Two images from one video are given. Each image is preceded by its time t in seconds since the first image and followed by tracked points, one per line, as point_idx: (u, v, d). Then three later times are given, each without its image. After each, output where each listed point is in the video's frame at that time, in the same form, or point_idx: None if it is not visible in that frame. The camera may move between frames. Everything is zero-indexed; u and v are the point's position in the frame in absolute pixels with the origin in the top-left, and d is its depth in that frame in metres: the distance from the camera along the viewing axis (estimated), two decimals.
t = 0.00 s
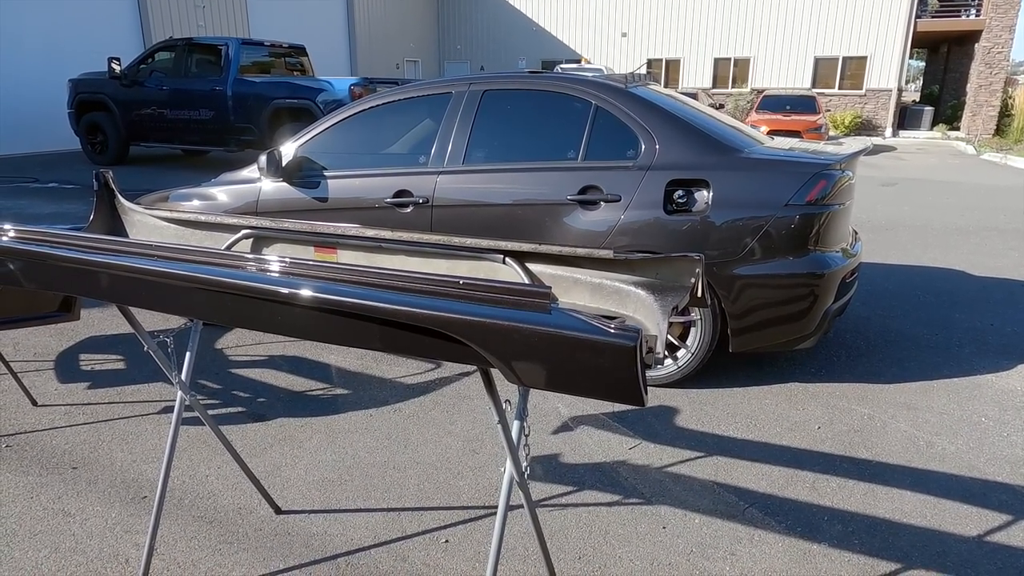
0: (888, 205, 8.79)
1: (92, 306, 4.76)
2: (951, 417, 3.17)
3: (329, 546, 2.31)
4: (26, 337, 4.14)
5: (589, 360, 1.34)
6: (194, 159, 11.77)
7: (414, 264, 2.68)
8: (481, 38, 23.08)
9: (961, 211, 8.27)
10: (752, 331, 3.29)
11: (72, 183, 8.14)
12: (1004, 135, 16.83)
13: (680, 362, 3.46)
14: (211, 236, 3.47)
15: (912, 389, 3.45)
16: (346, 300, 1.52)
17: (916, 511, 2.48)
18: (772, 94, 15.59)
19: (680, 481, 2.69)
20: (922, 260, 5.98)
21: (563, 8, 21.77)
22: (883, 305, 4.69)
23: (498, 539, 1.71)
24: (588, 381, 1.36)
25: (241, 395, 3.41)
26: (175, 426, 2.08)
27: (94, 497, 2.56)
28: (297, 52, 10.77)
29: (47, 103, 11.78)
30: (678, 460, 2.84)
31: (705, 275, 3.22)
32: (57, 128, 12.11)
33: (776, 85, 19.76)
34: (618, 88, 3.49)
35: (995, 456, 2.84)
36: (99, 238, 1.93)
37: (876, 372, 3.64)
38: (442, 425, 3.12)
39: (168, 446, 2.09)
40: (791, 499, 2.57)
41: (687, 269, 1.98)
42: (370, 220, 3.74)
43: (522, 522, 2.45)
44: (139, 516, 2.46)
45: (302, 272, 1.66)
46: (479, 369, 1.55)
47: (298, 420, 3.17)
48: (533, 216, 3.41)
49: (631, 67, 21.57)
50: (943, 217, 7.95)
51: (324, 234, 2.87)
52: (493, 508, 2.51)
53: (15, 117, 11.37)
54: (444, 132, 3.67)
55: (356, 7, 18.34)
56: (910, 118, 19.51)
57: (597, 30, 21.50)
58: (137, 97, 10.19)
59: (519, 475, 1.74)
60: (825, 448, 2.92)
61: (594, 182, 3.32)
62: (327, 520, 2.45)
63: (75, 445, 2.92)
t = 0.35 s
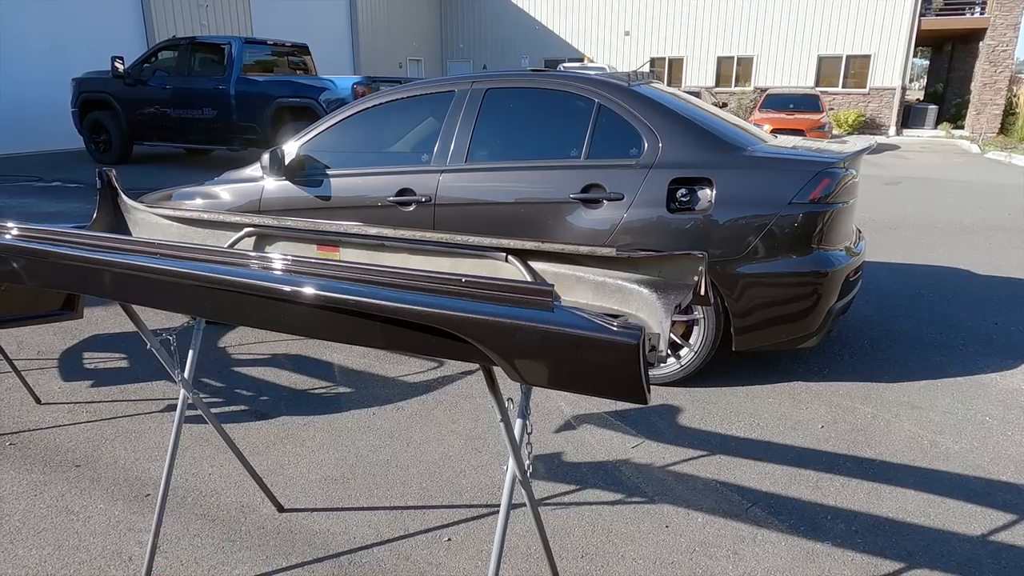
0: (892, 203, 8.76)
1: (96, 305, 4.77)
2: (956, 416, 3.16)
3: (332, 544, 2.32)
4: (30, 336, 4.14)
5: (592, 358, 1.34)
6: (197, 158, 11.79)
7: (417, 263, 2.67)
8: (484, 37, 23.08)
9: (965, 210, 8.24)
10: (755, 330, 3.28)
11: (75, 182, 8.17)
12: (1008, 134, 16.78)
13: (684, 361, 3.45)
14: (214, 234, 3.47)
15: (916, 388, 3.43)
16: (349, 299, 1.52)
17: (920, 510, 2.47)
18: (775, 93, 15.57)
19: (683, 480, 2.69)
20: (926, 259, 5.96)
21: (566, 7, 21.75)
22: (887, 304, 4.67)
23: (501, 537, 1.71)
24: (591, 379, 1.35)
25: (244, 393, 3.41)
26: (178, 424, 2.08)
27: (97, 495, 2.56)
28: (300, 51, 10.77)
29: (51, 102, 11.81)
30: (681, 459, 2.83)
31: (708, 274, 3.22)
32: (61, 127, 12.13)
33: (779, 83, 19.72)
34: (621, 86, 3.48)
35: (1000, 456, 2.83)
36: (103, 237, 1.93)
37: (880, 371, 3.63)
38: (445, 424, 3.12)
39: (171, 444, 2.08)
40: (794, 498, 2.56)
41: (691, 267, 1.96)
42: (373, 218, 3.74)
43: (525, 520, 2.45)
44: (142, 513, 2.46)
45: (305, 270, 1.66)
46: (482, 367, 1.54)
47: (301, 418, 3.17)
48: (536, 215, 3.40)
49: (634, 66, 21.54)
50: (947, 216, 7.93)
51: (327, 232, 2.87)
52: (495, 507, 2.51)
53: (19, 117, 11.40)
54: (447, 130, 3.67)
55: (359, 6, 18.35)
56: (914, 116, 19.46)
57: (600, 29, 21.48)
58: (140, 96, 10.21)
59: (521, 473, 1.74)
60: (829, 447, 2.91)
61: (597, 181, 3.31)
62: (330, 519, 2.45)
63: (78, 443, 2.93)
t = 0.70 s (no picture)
0: (896, 202, 8.74)
1: (100, 303, 4.79)
2: (959, 416, 3.16)
3: (335, 541, 2.33)
4: (35, 334, 4.16)
5: (594, 356, 1.34)
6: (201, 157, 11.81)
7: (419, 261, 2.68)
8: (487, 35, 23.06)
9: (969, 209, 8.22)
10: (758, 329, 3.28)
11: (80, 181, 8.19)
12: (1013, 132, 16.71)
13: (686, 360, 3.46)
14: (218, 232, 3.48)
15: (919, 386, 3.43)
16: (352, 297, 1.52)
17: (922, 510, 2.47)
18: (779, 91, 15.53)
19: (685, 478, 2.69)
20: (930, 258, 5.94)
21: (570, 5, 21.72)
22: (891, 303, 4.67)
23: (503, 535, 1.71)
24: (592, 378, 1.36)
25: (247, 391, 3.43)
26: (181, 422, 2.08)
27: (102, 491, 2.58)
28: (303, 50, 10.77)
29: (55, 101, 11.84)
30: (683, 457, 2.83)
31: (711, 272, 3.22)
32: (65, 126, 12.17)
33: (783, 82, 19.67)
34: (624, 85, 3.48)
35: (1003, 455, 2.83)
36: (108, 235, 1.95)
37: (882, 369, 3.63)
38: (447, 422, 3.13)
39: (175, 441, 2.10)
40: (797, 496, 2.56)
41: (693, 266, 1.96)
42: (376, 217, 3.75)
43: (527, 518, 2.45)
44: (147, 510, 2.47)
45: (308, 269, 1.67)
46: (485, 365, 1.55)
47: (304, 416, 3.18)
48: (539, 213, 3.41)
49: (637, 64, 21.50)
50: (951, 215, 7.91)
51: (330, 230, 2.88)
52: (498, 505, 2.52)
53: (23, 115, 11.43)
54: (450, 128, 3.68)
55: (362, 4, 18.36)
56: (918, 115, 19.38)
57: (603, 27, 21.44)
58: (144, 94, 10.23)
59: (523, 471, 1.75)
60: (832, 445, 2.91)
61: (599, 179, 3.31)
62: (333, 516, 2.46)
63: (83, 441, 2.94)
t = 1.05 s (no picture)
0: (893, 199, 8.75)
1: (97, 301, 4.78)
2: (955, 412, 3.17)
3: (333, 539, 2.33)
4: (31, 332, 4.15)
5: (592, 355, 1.34)
6: (197, 154, 11.78)
7: (417, 259, 2.68)
8: (484, 32, 22.98)
9: (965, 205, 8.24)
10: (755, 326, 3.29)
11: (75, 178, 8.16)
12: (1009, 129, 16.74)
13: (683, 357, 3.46)
14: (215, 231, 3.47)
15: (915, 383, 3.45)
16: (349, 296, 1.52)
17: (919, 506, 2.48)
18: (776, 88, 15.53)
19: (682, 476, 2.69)
20: (926, 254, 5.96)
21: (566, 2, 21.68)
22: (888, 299, 4.68)
23: (502, 533, 1.72)
24: (591, 376, 1.36)
25: (245, 389, 3.43)
26: (179, 421, 2.08)
27: (100, 491, 2.57)
28: (299, 46, 10.71)
29: (50, 98, 11.80)
30: (680, 454, 2.84)
31: (708, 270, 3.22)
32: (60, 123, 12.12)
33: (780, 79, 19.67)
34: (621, 82, 3.48)
35: (999, 451, 2.84)
36: (104, 234, 1.94)
37: (878, 366, 3.64)
38: (445, 420, 3.13)
39: (173, 440, 2.09)
40: (794, 493, 2.57)
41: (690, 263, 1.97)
42: (373, 215, 3.74)
43: (525, 515, 2.46)
44: (145, 509, 2.47)
45: (305, 268, 1.66)
46: (483, 364, 1.55)
47: (301, 414, 3.18)
48: (536, 211, 3.41)
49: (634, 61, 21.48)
50: (947, 211, 7.93)
51: (327, 228, 2.88)
52: (496, 502, 2.52)
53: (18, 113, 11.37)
54: (448, 126, 3.67)
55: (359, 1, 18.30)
56: (915, 111, 19.40)
57: (600, 23, 21.38)
58: (140, 92, 10.19)
59: (522, 469, 1.75)
60: (829, 442, 2.92)
61: (597, 177, 3.31)
62: (332, 514, 2.46)
63: (80, 440, 2.93)
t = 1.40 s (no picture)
0: (900, 186, 8.69)
1: (103, 288, 4.80)
2: (961, 400, 3.17)
3: (341, 524, 2.35)
4: (39, 319, 4.18)
5: (600, 341, 1.35)
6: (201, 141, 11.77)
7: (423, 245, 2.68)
8: (489, 18, 22.82)
9: (973, 193, 8.19)
10: (761, 313, 3.29)
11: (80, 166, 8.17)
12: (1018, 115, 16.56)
13: (689, 344, 3.46)
14: (221, 218, 3.48)
15: (921, 370, 3.44)
16: (357, 282, 1.52)
17: (924, 493, 2.48)
18: (782, 74, 15.39)
19: (687, 462, 2.70)
20: (933, 242, 5.92)
21: None
22: (894, 287, 4.66)
23: (509, 517, 1.73)
24: (599, 362, 1.36)
25: (251, 375, 3.45)
26: (188, 406, 2.10)
27: (109, 475, 2.60)
28: (303, 33, 10.69)
29: (54, 85, 11.78)
30: (685, 441, 2.85)
31: (714, 257, 3.22)
32: (64, 110, 12.11)
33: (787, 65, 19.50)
34: (627, 68, 3.45)
35: (1004, 439, 2.84)
36: (111, 220, 1.94)
37: (884, 354, 3.63)
38: (451, 406, 3.14)
39: (182, 425, 2.11)
40: (799, 480, 2.58)
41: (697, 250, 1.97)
42: (378, 201, 3.74)
43: (531, 501, 2.48)
44: (154, 494, 2.50)
45: (312, 254, 1.67)
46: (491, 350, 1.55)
47: (308, 400, 3.20)
48: (542, 197, 3.40)
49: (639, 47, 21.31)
50: (955, 198, 7.87)
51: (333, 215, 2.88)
52: (501, 488, 2.54)
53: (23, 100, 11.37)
54: (453, 112, 3.65)
55: None
56: (923, 98, 19.20)
57: (605, 8, 21.19)
58: (144, 78, 10.18)
59: (528, 454, 1.76)
60: (834, 429, 2.92)
61: (602, 163, 3.30)
62: (340, 499, 2.48)
63: (90, 425, 2.96)
